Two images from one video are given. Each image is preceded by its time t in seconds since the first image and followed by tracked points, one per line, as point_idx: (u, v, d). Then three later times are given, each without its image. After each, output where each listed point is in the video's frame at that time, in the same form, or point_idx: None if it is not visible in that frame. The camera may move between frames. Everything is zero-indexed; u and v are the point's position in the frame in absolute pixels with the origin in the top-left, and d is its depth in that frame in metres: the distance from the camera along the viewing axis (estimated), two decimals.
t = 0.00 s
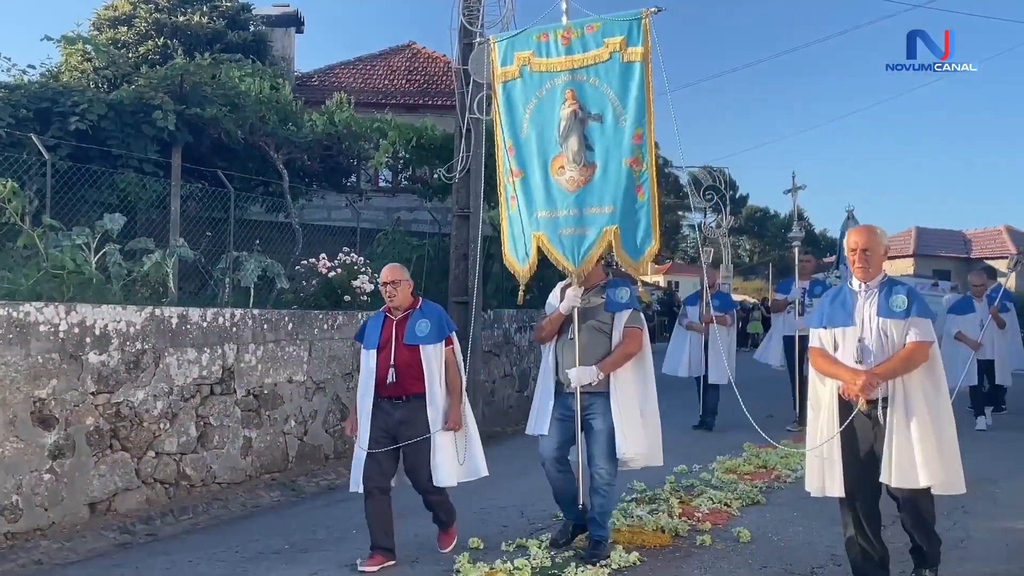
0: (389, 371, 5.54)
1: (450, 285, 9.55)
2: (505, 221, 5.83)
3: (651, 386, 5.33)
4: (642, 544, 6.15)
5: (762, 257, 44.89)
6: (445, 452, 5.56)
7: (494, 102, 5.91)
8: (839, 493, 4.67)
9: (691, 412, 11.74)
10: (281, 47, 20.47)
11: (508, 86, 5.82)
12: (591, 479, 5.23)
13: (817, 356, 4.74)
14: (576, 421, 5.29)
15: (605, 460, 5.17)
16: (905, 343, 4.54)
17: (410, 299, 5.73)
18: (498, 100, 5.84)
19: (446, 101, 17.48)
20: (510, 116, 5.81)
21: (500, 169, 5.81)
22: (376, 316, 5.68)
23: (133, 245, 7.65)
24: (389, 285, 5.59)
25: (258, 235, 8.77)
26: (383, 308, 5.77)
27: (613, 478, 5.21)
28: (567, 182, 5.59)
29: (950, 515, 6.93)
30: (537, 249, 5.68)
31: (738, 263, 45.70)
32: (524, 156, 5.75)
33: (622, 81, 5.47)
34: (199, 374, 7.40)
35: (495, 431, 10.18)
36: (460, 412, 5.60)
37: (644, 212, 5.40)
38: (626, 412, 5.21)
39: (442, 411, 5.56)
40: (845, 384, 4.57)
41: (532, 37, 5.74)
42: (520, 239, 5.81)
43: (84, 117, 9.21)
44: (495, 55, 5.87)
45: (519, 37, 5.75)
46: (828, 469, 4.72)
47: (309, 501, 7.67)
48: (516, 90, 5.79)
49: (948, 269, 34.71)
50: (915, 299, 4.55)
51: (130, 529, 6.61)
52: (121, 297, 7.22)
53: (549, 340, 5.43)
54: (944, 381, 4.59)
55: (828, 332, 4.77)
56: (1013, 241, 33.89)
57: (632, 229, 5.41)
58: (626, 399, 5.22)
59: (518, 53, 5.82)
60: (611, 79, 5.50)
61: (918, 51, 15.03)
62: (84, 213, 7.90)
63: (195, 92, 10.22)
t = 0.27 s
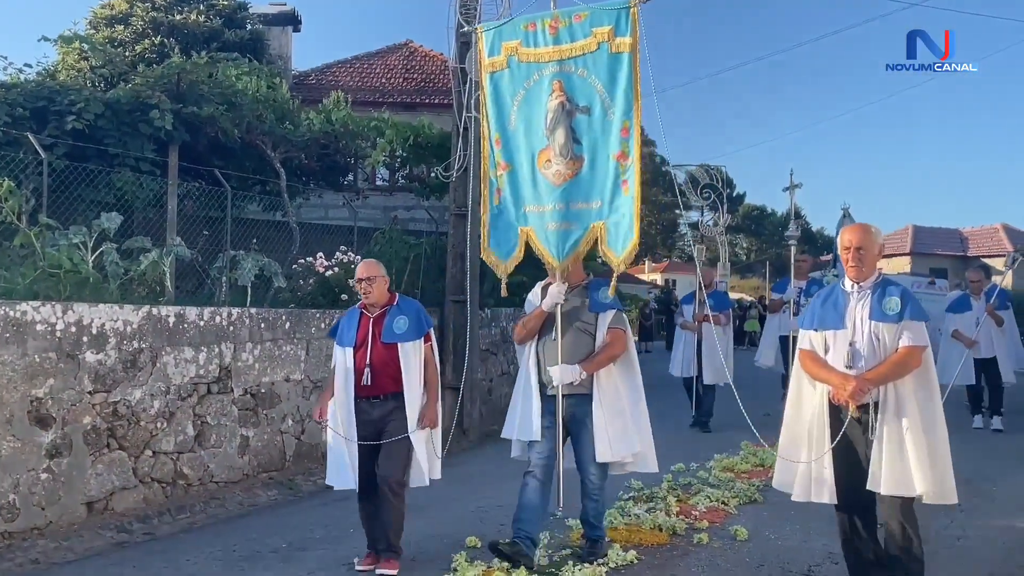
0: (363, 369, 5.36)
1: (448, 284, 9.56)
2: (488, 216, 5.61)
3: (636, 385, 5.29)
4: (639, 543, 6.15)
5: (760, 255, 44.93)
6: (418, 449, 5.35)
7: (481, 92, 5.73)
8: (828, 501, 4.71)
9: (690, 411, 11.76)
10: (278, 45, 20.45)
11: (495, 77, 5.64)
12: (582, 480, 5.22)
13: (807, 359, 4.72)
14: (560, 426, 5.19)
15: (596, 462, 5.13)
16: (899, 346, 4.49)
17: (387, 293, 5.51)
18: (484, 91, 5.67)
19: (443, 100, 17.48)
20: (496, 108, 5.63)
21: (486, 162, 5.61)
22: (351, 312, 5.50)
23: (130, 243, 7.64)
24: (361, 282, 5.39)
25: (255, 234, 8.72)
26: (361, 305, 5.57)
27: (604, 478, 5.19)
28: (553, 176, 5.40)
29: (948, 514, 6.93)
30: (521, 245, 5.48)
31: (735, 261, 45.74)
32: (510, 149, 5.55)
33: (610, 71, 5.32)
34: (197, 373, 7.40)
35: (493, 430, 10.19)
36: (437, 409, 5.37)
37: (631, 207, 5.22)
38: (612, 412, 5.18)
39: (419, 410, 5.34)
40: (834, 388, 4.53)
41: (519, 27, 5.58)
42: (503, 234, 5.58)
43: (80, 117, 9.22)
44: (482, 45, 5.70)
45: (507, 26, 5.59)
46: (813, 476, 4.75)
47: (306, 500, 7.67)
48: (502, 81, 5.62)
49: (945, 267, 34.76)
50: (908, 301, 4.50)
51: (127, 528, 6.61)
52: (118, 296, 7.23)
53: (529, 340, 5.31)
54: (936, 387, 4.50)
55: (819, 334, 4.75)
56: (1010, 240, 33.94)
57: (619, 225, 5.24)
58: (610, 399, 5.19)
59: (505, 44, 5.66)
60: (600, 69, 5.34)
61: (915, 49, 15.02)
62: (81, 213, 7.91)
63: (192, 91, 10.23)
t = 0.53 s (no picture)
0: (341, 372, 5.26)
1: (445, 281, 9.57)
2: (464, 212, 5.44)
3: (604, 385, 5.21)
4: (636, 540, 6.16)
5: (757, 252, 44.95)
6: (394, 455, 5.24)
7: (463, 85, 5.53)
8: (824, 511, 4.62)
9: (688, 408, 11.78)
10: (275, 41, 20.42)
11: (477, 69, 5.44)
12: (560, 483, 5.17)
13: (804, 361, 4.71)
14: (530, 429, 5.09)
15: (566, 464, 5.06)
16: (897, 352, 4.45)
17: (371, 295, 5.39)
18: (465, 84, 5.46)
19: (440, 97, 17.46)
20: (478, 101, 5.42)
21: (465, 156, 5.41)
22: (334, 313, 5.41)
23: (127, 240, 7.63)
24: (344, 282, 5.29)
25: (253, 231, 8.74)
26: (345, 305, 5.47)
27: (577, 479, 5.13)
28: (531, 173, 5.22)
29: (945, 510, 6.92)
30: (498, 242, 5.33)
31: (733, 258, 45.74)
32: (489, 144, 5.36)
33: (594, 68, 5.13)
34: (194, 370, 7.40)
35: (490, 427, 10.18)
36: (414, 415, 5.25)
37: (609, 208, 5.08)
38: (582, 414, 5.10)
39: (396, 416, 5.23)
40: (829, 391, 4.52)
41: (503, 18, 5.37)
42: (479, 231, 5.42)
43: (77, 113, 9.21)
44: (465, 36, 5.49)
45: (491, 18, 5.38)
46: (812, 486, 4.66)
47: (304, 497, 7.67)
48: (484, 74, 5.42)
49: (942, 264, 34.79)
50: (909, 306, 4.45)
51: (125, 525, 6.61)
52: (115, 293, 7.22)
53: (497, 340, 5.16)
54: (932, 394, 4.47)
55: (818, 336, 4.74)
56: (1007, 237, 33.95)
57: (596, 226, 5.09)
58: (580, 401, 5.10)
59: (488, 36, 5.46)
60: (583, 66, 5.16)
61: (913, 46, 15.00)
62: (77, 210, 7.92)
63: (189, 87, 10.21)
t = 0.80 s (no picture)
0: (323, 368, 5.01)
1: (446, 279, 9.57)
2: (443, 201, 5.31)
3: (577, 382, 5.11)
4: (636, 537, 6.15)
5: (757, 249, 44.96)
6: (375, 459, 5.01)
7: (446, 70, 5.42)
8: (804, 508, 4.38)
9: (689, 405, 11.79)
10: (275, 40, 20.39)
11: (461, 53, 5.33)
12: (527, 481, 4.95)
13: (794, 361, 4.53)
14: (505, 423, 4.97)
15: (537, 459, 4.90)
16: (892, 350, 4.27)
17: (360, 290, 5.15)
18: (448, 69, 5.36)
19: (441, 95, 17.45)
20: (460, 86, 5.31)
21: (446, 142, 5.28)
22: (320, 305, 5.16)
23: (127, 239, 7.63)
24: (335, 274, 5.05)
25: (253, 229, 8.75)
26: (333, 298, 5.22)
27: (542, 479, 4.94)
28: (512, 161, 5.09)
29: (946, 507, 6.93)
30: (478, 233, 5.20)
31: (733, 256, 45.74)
32: (470, 131, 5.24)
33: (579, 55, 5.06)
34: (194, 369, 7.40)
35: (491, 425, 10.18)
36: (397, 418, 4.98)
37: (591, 199, 5.00)
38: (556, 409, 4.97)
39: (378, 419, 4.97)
40: (821, 393, 4.30)
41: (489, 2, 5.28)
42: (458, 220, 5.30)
43: (77, 112, 9.21)
44: (450, 19, 5.40)
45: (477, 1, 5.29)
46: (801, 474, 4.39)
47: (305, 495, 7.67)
48: (467, 59, 5.32)
49: (942, 262, 34.79)
50: (903, 301, 4.27)
51: (126, 524, 6.61)
52: (116, 292, 7.22)
53: (472, 332, 5.11)
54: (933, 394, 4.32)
55: (808, 336, 4.54)
56: (1007, 234, 33.95)
57: (578, 217, 5.02)
58: (556, 396, 4.99)
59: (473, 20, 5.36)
60: (569, 52, 5.09)
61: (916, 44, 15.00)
62: (78, 209, 7.91)
63: (189, 86, 10.20)
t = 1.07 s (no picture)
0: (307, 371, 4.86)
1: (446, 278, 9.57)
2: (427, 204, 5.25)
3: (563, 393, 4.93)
4: (636, 537, 6.16)
5: (756, 249, 45.00)
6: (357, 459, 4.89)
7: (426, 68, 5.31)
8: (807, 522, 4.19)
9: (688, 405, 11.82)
10: (275, 40, 20.40)
11: (441, 52, 5.22)
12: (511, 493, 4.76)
13: (771, 366, 4.28)
14: (488, 435, 4.82)
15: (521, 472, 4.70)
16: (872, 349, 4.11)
17: (340, 289, 5.01)
18: (429, 68, 5.25)
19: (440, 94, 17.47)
20: (442, 86, 5.22)
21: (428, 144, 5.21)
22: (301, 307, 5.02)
23: (127, 239, 7.64)
24: (315, 273, 4.91)
25: (253, 229, 8.76)
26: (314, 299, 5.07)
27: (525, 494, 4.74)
28: (496, 163, 5.03)
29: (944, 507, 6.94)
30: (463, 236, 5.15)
31: (732, 256, 45.76)
32: (454, 133, 5.18)
33: (563, 53, 4.96)
34: (194, 368, 7.40)
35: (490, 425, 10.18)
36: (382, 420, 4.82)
37: (577, 203, 4.96)
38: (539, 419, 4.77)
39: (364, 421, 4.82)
40: (804, 398, 4.10)
41: None
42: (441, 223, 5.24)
43: (77, 112, 9.21)
44: (430, 16, 5.27)
45: None
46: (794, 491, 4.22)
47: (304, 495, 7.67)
48: (449, 57, 5.21)
49: (941, 262, 34.84)
50: (880, 300, 4.11)
51: (125, 523, 6.61)
52: (115, 292, 7.22)
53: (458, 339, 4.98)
54: (910, 393, 4.17)
55: (783, 339, 4.31)
56: (1006, 234, 33.99)
57: (564, 221, 4.97)
58: (539, 406, 4.78)
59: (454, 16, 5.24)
60: (552, 50, 4.98)
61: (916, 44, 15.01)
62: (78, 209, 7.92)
63: (188, 85, 10.21)
